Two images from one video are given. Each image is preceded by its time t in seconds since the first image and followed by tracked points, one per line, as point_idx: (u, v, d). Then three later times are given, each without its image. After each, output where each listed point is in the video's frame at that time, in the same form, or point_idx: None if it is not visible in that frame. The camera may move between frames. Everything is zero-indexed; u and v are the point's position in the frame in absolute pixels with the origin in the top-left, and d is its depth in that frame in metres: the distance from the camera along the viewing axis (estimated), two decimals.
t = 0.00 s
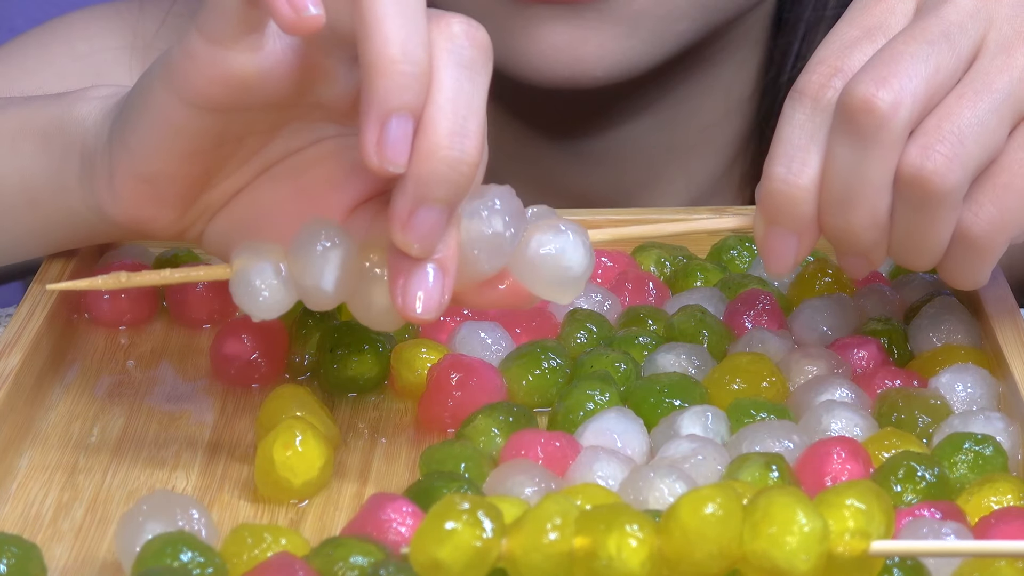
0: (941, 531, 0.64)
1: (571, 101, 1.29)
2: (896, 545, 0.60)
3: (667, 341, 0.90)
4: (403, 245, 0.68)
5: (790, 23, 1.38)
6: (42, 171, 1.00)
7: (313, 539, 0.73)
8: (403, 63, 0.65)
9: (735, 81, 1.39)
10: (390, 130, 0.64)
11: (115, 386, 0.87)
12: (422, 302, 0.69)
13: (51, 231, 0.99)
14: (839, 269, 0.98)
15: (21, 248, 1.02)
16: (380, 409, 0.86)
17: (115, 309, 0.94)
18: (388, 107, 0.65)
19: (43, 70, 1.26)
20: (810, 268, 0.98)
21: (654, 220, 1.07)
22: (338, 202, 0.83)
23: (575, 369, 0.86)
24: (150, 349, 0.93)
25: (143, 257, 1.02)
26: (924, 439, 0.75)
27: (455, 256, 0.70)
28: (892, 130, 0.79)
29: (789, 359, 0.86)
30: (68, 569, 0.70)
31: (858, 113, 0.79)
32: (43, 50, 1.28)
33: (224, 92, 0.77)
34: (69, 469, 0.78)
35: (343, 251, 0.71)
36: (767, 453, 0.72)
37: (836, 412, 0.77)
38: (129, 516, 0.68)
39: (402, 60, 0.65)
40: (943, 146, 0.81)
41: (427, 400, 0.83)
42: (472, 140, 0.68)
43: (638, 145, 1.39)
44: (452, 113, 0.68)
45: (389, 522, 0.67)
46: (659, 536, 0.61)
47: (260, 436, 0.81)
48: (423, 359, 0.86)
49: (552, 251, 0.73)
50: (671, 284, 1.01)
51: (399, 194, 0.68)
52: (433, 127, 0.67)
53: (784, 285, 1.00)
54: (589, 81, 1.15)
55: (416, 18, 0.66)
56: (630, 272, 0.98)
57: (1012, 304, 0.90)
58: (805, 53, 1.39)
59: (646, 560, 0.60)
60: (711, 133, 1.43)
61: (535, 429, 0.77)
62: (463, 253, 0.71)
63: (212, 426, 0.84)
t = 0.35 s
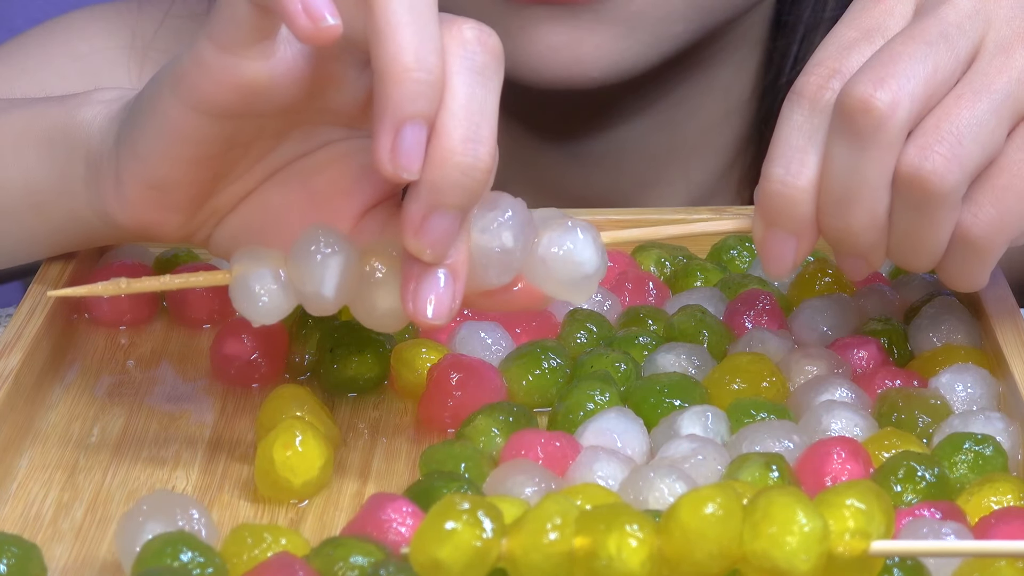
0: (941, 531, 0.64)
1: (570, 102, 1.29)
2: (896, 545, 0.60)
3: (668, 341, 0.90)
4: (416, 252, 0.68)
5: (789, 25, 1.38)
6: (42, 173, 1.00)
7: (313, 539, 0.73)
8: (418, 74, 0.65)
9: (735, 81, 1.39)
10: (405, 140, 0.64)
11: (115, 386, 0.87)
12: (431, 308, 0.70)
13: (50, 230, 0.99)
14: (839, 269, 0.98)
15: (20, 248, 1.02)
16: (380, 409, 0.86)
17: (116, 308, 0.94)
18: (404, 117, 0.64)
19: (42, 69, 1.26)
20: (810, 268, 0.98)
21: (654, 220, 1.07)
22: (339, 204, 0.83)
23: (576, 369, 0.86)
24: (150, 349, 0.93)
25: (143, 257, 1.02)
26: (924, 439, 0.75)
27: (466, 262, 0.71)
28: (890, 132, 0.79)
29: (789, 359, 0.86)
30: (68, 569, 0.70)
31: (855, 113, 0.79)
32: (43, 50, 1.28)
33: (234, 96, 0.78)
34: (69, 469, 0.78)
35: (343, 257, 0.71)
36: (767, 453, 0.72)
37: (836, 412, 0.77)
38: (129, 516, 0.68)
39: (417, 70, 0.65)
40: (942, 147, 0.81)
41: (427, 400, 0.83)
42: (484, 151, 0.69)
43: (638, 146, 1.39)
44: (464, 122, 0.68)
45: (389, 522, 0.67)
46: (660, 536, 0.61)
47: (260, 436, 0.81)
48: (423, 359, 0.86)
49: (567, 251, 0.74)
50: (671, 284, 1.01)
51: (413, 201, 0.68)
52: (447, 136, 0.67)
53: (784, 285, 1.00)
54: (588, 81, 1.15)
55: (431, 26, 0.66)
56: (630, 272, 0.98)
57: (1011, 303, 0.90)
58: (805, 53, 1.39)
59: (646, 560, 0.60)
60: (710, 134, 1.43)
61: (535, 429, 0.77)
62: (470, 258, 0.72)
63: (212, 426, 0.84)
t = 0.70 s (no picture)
0: (941, 531, 0.64)
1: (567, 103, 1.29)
2: (897, 546, 0.60)
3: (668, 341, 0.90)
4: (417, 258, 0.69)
5: (789, 26, 1.37)
6: (40, 173, 1.00)
7: (313, 539, 0.73)
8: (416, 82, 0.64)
9: (735, 82, 1.39)
10: (401, 148, 0.64)
11: (115, 386, 0.87)
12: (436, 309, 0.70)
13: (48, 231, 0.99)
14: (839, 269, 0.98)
15: (20, 249, 1.02)
16: (380, 409, 0.86)
17: (115, 309, 0.94)
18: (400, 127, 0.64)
19: (41, 70, 1.26)
20: (810, 268, 0.98)
21: (654, 220, 1.07)
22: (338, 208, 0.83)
23: (575, 369, 0.86)
24: (150, 349, 0.93)
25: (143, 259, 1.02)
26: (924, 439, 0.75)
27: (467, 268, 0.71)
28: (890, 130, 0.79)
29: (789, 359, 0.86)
30: (68, 569, 0.70)
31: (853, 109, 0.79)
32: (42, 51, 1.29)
33: (229, 99, 0.77)
34: (69, 469, 0.78)
35: (342, 258, 0.72)
36: (767, 453, 0.72)
37: (836, 412, 0.77)
38: (129, 516, 0.68)
39: (415, 79, 0.64)
40: (942, 145, 0.81)
41: (427, 400, 0.83)
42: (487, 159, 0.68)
43: (638, 147, 1.39)
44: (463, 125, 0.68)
45: (389, 522, 0.67)
46: (659, 536, 0.61)
47: (259, 436, 0.81)
48: (423, 359, 0.86)
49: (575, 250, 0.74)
50: (671, 285, 1.01)
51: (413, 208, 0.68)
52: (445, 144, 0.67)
53: (784, 285, 1.00)
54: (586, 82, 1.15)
55: (426, 34, 0.65)
56: (630, 272, 0.98)
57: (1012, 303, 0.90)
58: (804, 55, 1.37)
59: (647, 560, 0.60)
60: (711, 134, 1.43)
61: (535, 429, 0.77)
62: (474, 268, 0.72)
63: (212, 426, 0.84)
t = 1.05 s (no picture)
0: (941, 531, 0.64)
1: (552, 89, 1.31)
2: (896, 545, 0.60)
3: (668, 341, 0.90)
4: (227, 149, 0.60)
5: (775, 19, 1.37)
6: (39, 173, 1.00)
7: (313, 539, 0.73)
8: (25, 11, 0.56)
9: (720, 80, 1.40)
10: (92, 104, 0.51)
11: (115, 387, 0.87)
12: (322, 165, 0.60)
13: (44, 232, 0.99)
14: (839, 269, 0.97)
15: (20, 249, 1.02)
16: (381, 410, 0.86)
17: (116, 309, 0.93)
18: (36, 38, 0.52)
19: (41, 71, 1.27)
20: (809, 268, 0.98)
21: (654, 219, 1.06)
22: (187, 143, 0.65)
23: (576, 369, 0.85)
24: (150, 349, 0.93)
25: (144, 259, 1.02)
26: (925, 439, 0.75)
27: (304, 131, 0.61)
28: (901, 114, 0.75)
29: (789, 359, 0.85)
30: (68, 569, 0.70)
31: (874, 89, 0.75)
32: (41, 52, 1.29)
33: None
34: (69, 469, 0.78)
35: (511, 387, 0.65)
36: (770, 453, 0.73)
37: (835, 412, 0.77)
38: (130, 516, 0.68)
39: None
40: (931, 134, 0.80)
41: (427, 402, 0.83)
42: (151, 32, 0.57)
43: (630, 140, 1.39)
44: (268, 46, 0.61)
45: (389, 523, 0.67)
46: (660, 536, 0.61)
47: (259, 436, 0.81)
48: (422, 359, 0.86)
49: (857, 426, 0.62)
50: (671, 285, 1.01)
51: (161, 152, 0.63)
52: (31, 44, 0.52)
53: (785, 285, 1.00)
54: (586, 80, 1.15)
55: None
56: (630, 272, 0.98)
57: (1010, 303, 0.90)
58: (788, 51, 1.38)
59: (647, 560, 0.60)
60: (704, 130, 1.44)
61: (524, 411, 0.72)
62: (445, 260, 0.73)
63: (212, 425, 0.84)
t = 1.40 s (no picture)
0: (941, 531, 0.64)
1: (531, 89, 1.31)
2: (895, 546, 0.60)
3: (667, 341, 0.90)
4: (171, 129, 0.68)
5: (747, 8, 1.37)
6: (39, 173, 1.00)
7: (312, 538, 0.73)
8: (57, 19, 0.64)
9: (698, 73, 1.40)
10: (52, 121, 0.57)
11: (115, 387, 0.87)
12: (259, 133, 0.66)
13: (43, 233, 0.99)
14: (839, 269, 0.97)
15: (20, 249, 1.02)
16: (380, 410, 0.87)
17: (115, 308, 0.93)
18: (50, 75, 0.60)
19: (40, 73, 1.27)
20: (809, 268, 0.98)
21: (654, 219, 1.06)
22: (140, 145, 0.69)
23: (575, 369, 0.85)
24: (149, 349, 0.93)
25: (143, 259, 1.02)
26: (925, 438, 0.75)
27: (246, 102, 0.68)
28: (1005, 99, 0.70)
29: (789, 359, 0.86)
30: (67, 569, 0.70)
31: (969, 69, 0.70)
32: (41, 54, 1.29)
33: None
34: (68, 469, 0.78)
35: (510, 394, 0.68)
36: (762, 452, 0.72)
37: (836, 412, 0.77)
38: (129, 516, 0.68)
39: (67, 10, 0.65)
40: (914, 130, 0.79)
41: (427, 402, 0.83)
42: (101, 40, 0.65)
43: (623, 136, 1.40)
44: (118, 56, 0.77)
45: (389, 523, 0.68)
46: (659, 538, 0.61)
47: (259, 436, 0.81)
48: (422, 359, 0.86)
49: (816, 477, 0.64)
50: (671, 285, 1.01)
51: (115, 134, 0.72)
52: None
53: (784, 285, 1.00)
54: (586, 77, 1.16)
55: None
56: (630, 272, 0.98)
57: (1010, 303, 0.90)
58: (759, 38, 1.38)
59: (646, 562, 0.60)
60: (693, 126, 1.45)
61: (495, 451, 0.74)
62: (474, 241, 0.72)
63: (212, 425, 0.84)
